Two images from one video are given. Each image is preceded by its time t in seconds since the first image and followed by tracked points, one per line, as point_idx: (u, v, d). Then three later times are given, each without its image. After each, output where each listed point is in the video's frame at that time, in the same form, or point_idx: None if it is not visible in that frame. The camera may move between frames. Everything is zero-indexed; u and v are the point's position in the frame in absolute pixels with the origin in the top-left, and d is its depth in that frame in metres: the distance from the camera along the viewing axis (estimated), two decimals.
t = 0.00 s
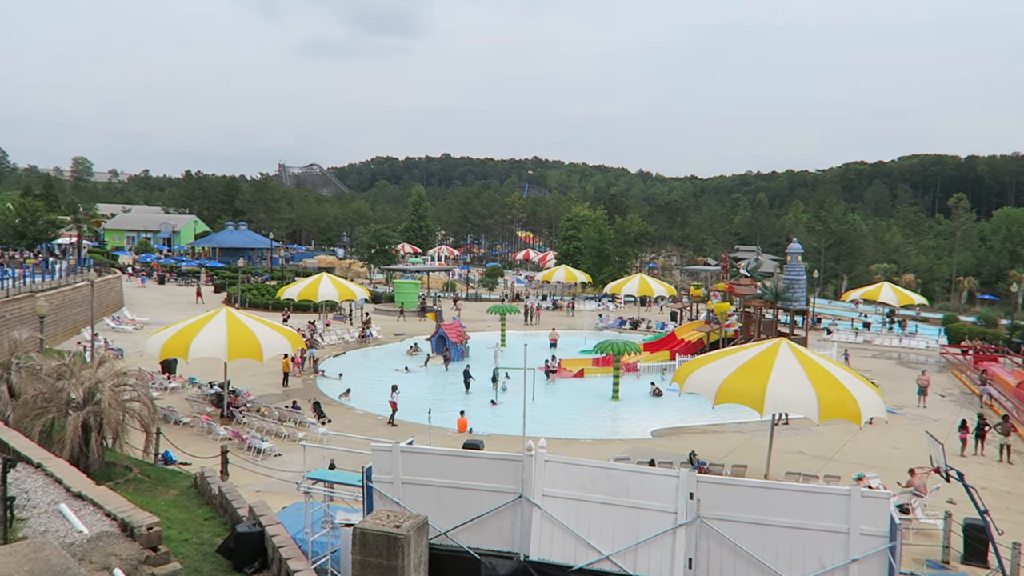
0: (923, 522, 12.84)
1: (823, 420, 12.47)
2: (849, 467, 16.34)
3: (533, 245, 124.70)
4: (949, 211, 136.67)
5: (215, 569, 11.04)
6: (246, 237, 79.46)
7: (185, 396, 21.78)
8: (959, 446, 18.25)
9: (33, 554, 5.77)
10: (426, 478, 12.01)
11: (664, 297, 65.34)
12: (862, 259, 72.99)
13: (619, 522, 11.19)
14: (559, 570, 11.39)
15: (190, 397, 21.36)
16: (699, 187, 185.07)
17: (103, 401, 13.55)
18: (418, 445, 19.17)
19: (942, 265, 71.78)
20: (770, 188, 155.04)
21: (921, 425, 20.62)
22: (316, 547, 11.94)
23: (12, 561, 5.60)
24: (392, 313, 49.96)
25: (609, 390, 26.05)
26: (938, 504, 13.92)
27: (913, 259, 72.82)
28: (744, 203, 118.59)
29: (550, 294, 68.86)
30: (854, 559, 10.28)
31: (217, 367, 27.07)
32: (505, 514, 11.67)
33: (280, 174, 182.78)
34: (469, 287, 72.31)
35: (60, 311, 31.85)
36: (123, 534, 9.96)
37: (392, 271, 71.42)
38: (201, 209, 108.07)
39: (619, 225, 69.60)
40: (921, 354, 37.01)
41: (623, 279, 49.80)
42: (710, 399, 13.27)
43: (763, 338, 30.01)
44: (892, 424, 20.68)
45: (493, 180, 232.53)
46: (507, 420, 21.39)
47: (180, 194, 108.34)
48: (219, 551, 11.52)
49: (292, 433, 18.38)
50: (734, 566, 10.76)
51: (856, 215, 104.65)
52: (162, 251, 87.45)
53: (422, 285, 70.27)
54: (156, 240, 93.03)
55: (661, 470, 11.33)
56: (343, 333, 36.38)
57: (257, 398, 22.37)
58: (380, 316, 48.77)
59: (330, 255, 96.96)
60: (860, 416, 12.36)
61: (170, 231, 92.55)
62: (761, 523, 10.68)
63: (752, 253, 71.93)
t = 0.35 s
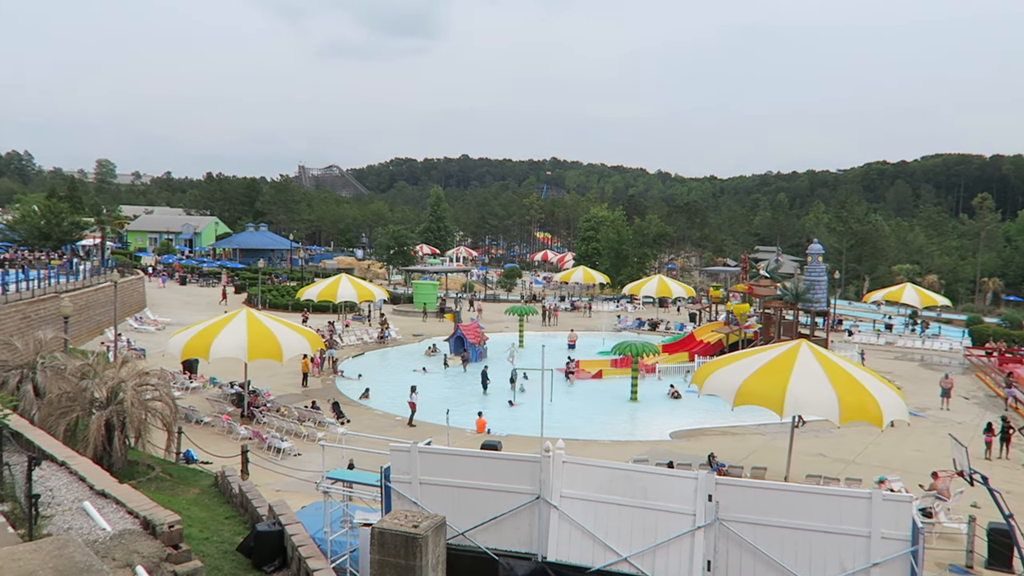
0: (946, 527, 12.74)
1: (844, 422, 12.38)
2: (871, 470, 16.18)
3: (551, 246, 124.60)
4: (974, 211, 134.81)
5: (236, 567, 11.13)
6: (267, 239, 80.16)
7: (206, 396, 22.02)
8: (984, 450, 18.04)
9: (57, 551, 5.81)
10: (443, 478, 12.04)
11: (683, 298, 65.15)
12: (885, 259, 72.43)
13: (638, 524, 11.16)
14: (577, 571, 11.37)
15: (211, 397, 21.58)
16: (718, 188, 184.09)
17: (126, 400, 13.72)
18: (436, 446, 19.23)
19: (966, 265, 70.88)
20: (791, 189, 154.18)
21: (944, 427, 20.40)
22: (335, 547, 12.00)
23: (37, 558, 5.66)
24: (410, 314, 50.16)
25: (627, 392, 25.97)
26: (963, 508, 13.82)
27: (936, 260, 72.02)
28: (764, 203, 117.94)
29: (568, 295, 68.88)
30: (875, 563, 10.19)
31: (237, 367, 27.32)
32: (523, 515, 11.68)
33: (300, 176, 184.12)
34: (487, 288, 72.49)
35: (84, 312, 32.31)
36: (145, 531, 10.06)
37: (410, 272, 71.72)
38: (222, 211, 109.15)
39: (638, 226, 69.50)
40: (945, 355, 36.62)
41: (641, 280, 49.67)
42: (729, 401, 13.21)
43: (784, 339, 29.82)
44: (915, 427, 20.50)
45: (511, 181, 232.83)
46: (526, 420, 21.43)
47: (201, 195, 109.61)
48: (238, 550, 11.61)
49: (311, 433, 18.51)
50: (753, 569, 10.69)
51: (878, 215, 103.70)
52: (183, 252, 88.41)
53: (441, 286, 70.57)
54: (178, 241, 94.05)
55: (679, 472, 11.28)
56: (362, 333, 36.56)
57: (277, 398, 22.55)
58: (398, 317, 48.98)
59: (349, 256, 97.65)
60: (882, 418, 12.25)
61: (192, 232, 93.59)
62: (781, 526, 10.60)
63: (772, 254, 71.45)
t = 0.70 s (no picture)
0: (960, 530, 12.65)
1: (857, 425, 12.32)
2: (884, 474, 16.08)
3: (561, 248, 124.46)
4: (988, 211, 133.74)
5: (247, 569, 11.17)
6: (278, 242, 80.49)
7: (218, 399, 22.13)
8: (999, 453, 17.89)
9: (72, 552, 5.86)
10: (454, 481, 12.04)
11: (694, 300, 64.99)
12: (898, 261, 71.99)
13: (649, 527, 11.11)
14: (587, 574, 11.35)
15: (223, 400, 21.68)
16: (730, 189, 183.50)
17: (139, 403, 13.82)
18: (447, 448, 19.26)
19: (980, 266, 70.32)
20: (802, 190, 153.65)
21: (958, 430, 20.24)
22: (346, 549, 12.03)
23: (52, 560, 5.72)
24: (421, 317, 50.22)
25: (638, 394, 25.92)
26: (978, 511, 13.71)
27: (950, 261, 71.53)
28: (776, 204, 117.47)
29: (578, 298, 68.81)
30: (888, 567, 10.10)
31: (248, 370, 27.45)
32: (533, 518, 11.66)
33: (311, 180, 184.94)
34: (498, 291, 72.56)
35: (98, 316, 32.52)
36: (158, 534, 10.11)
37: (421, 274, 71.92)
38: (234, 214, 109.78)
39: (649, 228, 69.44)
40: (959, 357, 36.32)
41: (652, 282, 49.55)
42: (741, 404, 13.15)
43: (795, 342, 29.68)
44: (928, 429, 20.35)
45: (521, 183, 233.22)
46: (536, 423, 21.43)
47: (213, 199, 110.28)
48: (250, 552, 11.65)
49: (322, 436, 18.56)
50: (766, 572, 10.62)
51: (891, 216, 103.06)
52: (196, 256, 88.88)
53: (451, 289, 70.68)
54: (190, 245, 94.58)
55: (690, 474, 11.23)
56: (373, 336, 36.65)
57: (288, 401, 22.66)
58: (409, 320, 49.07)
59: (360, 259, 98.02)
60: (895, 421, 12.16)
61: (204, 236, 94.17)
62: (793, 529, 10.53)
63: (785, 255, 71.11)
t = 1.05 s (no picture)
0: (964, 532, 12.64)
1: (860, 426, 12.31)
2: (888, 475, 16.05)
3: (564, 250, 124.07)
4: (991, 212, 133.75)
5: (250, 571, 11.17)
6: (281, 245, 80.60)
7: (221, 401, 22.16)
8: (1003, 454, 17.84)
9: (75, 555, 5.87)
10: (456, 483, 12.04)
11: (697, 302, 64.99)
12: (900, 262, 71.91)
13: (651, 529, 11.09)
14: None
15: (226, 402, 21.72)
16: (732, 191, 183.51)
17: (142, 406, 13.84)
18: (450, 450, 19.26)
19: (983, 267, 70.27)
20: (805, 192, 153.69)
21: (962, 431, 20.21)
22: (349, 551, 12.05)
23: (55, 563, 5.73)
24: (424, 319, 50.25)
25: (640, 396, 25.93)
26: (981, 513, 13.69)
27: (953, 261, 71.52)
28: (778, 206, 117.43)
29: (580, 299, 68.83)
30: (891, 568, 10.08)
31: (252, 373, 27.50)
32: (536, 519, 11.66)
33: (314, 182, 185.09)
34: (500, 293, 72.62)
35: (101, 318, 32.59)
36: (161, 537, 10.11)
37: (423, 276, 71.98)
38: (236, 217, 109.96)
39: (651, 230, 69.55)
40: (963, 358, 36.28)
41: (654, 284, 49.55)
42: (743, 406, 13.16)
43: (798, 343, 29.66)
44: (932, 430, 20.33)
45: (523, 185, 233.60)
46: (539, 425, 21.44)
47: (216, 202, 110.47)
48: (253, 555, 11.65)
49: (325, 438, 18.57)
50: (769, 574, 10.60)
51: (894, 217, 103.05)
52: (199, 259, 89.04)
53: (453, 291, 70.75)
54: (193, 248, 94.73)
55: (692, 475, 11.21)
56: (375, 338, 36.69)
57: (291, 403, 22.68)
58: (412, 322, 49.10)
59: (363, 261, 98.14)
60: (899, 422, 12.16)
61: (206, 239, 94.34)
62: (796, 531, 10.52)
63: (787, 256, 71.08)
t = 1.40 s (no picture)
0: (963, 529, 12.66)
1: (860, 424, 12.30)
2: (887, 472, 16.05)
3: (563, 249, 124.19)
4: (989, 210, 133.92)
5: (250, 572, 11.15)
6: (279, 245, 80.53)
7: (220, 402, 22.15)
8: (1001, 451, 17.84)
9: (74, 557, 5.85)
10: (456, 483, 12.03)
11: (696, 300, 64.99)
12: (899, 260, 71.96)
13: (651, 528, 11.09)
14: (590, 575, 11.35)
15: (225, 403, 21.70)
16: (731, 190, 183.56)
17: (141, 407, 13.82)
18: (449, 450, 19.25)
19: (981, 265, 70.34)
20: (803, 190, 153.76)
21: (961, 429, 20.23)
22: (349, 551, 12.03)
23: (55, 565, 5.72)
24: (423, 319, 50.20)
25: (639, 395, 25.92)
26: (980, 510, 13.71)
27: (951, 259, 71.63)
28: (776, 204, 117.38)
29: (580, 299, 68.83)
30: (891, 566, 10.08)
31: (250, 374, 27.48)
32: (536, 519, 11.66)
33: (312, 183, 184.84)
34: (499, 293, 72.61)
35: (99, 320, 32.51)
36: (160, 538, 10.07)
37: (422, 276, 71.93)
38: (235, 218, 109.86)
39: (650, 229, 69.61)
40: (962, 356, 36.31)
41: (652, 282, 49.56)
42: (743, 405, 13.16)
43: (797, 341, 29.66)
44: (931, 428, 20.34)
45: (522, 185, 233.64)
46: (538, 424, 21.44)
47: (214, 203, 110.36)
48: (252, 556, 11.63)
49: (324, 439, 18.56)
50: (769, 572, 10.60)
51: (892, 215, 103.15)
52: (197, 260, 89.00)
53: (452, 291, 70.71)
54: (192, 249, 94.63)
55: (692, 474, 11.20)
56: (374, 339, 36.64)
57: (290, 404, 22.66)
58: (411, 323, 49.03)
59: (361, 261, 98.10)
60: (898, 420, 12.15)
61: (205, 239, 94.29)
62: (796, 529, 10.52)
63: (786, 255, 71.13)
